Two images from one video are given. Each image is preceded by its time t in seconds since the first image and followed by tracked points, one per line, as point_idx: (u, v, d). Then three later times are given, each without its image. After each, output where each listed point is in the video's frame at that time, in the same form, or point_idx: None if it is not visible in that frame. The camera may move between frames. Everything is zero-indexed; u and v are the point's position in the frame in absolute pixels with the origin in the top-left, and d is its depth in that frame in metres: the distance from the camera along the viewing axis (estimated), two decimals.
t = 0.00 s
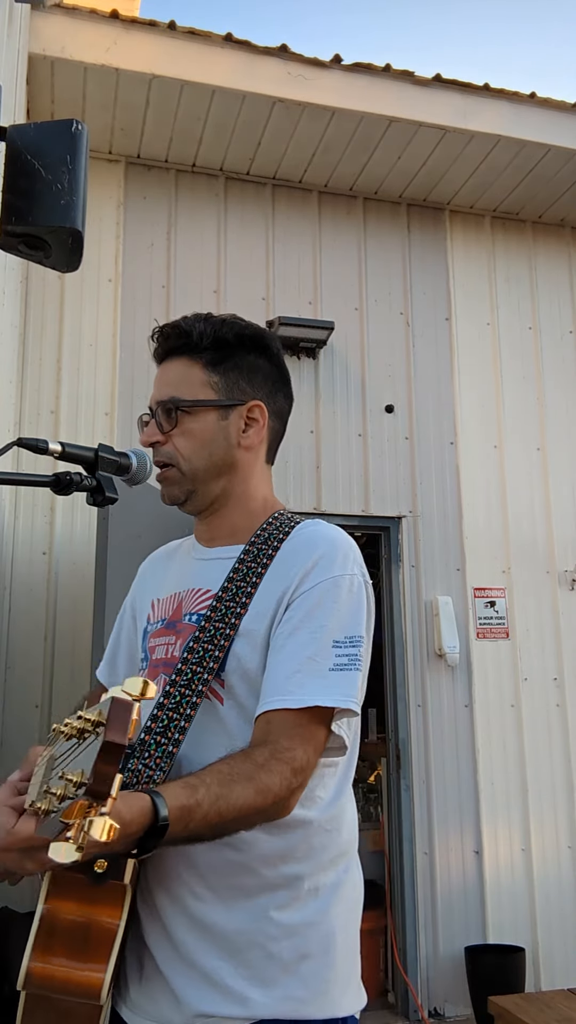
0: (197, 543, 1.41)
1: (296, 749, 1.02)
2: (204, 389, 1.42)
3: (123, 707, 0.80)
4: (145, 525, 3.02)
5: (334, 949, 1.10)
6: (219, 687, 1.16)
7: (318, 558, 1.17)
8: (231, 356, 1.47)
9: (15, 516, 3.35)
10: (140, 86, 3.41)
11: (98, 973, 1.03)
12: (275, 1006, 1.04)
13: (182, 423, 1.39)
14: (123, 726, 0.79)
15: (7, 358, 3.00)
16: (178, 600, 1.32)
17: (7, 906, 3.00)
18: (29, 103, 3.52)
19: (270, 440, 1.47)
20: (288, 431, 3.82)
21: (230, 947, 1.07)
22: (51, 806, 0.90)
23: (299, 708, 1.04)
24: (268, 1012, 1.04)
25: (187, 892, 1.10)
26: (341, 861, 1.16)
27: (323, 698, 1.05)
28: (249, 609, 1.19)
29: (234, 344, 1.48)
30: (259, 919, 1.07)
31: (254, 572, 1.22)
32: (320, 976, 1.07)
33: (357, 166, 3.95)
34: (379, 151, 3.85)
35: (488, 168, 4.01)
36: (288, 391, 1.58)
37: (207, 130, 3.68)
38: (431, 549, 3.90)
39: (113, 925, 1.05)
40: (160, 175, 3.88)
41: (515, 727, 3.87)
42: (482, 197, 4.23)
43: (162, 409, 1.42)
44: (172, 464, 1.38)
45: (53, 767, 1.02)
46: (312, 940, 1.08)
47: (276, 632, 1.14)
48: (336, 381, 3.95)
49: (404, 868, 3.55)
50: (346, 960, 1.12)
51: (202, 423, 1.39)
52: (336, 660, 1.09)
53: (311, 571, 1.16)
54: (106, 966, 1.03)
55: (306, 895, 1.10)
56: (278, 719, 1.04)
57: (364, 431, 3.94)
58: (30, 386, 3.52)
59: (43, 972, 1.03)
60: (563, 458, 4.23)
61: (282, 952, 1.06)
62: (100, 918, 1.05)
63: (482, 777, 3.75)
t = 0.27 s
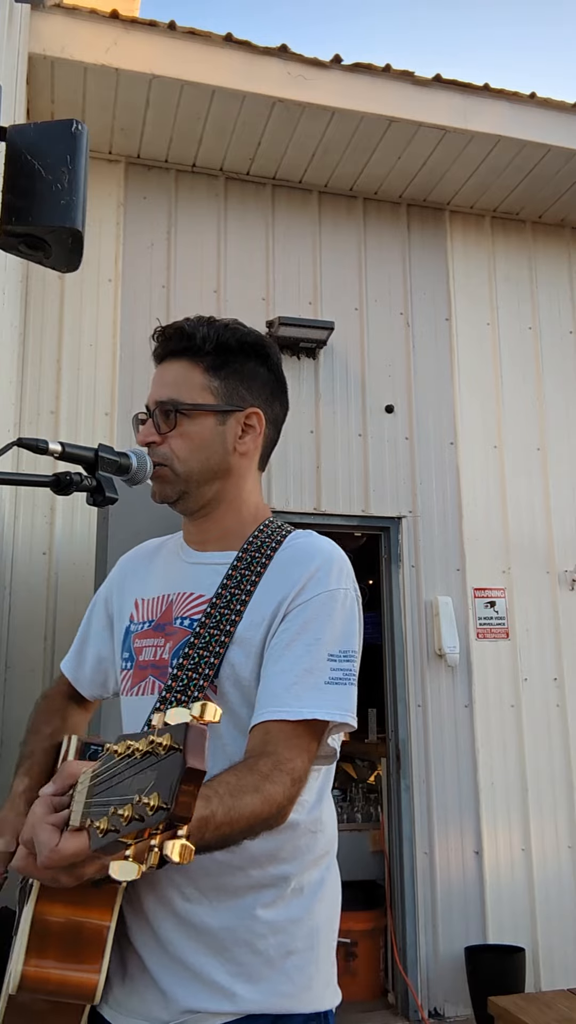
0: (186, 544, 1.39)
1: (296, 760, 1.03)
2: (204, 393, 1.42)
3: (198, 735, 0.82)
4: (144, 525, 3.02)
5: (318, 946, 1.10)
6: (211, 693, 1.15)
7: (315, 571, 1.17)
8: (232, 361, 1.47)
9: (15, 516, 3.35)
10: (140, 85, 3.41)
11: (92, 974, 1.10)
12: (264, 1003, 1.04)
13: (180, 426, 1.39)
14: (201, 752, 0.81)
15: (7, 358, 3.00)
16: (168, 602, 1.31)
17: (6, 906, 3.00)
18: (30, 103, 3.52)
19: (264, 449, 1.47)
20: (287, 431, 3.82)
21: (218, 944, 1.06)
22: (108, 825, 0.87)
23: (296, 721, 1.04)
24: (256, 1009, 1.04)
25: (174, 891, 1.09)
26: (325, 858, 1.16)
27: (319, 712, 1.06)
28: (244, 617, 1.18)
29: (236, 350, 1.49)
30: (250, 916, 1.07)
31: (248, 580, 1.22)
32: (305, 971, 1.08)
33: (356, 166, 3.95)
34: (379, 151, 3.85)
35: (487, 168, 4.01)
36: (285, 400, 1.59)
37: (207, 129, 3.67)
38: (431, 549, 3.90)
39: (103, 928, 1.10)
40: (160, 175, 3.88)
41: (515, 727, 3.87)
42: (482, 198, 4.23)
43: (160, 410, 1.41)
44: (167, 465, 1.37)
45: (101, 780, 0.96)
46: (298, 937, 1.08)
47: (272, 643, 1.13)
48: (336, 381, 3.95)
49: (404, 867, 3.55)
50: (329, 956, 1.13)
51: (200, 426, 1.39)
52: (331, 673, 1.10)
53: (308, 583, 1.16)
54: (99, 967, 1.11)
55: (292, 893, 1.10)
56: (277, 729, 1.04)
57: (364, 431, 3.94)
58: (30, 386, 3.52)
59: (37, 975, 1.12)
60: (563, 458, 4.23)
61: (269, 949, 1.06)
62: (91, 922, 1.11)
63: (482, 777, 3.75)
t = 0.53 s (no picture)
0: (183, 552, 1.39)
1: (286, 778, 1.03)
2: (205, 400, 1.42)
3: (194, 776, 0.79)
4: (143, 526, 3.01)
5: (314, 955, 1.10)
6: (207, 705, 1.16)
7: (313, 584, 1.17)
8: (233, 369, 1.48)
9: (15, 516, 3.35)
10: (140, 85, 3.41)
11: (86, 984, 1.09)
12: (262, 1009, 1.04)
13: (179, 433, 1.39)
14: (195, 792, 0.78)
15: (7, 358, 3.00)
16: (165, 611, 1.30)
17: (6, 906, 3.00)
18: (30, 103, 3.52)
19: (262, 457, 1.47)
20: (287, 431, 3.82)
21: (215, 951, 1.06)
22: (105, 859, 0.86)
23: (289, 737, 1.05)
24: (254, 1015, 1.04)
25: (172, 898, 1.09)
26: (323, 866, 1.16)
27: (311, 729, 1.06)
28: (240, 629, 1.18)
29: (238, 358, 1.49)
30: (249, 920, 1.07)
31: (245, 591, 1.21)
32: (302, 979, 1.08)
33: (356, 166, 3.95)
34: (379, 151, 3.85)
35: (487, 168, 4.00)
36: (285, 410, 1.60)
37: (207, 129, 3.67)
38: (430, 549, 3.90)
39: (98, 939, 1.10)
40: (160, 175, 3.88)
41: (515, 727, 3.87)
42: (482, 197, 4.23)
43: (160, 416, 1.41)
44: (162, 471, 1.37)
45: (99, 811, 0.94)
46: (295, 945, 1.08)
47: (267, 656, 1.14)
48: (336, 381, 3.95)
49: (404, 867, 3.55)
50: (324, 963, 1.13)
51: (199, 433, 1.39)
52: (325, 690, 1.10)
53: (304, 597, 1.16)
54: (93, 978, 1.09)
55: (288, 901, 1.10)
56: (269, 745, 1.04)
57: (364, 431, 3.94)
58: (30, 386, 3.52)
59: (32, 985, 1.11)
60: (563, 457, 4.23)
61: (266, 956, 1.06)
62: (86, 932, 1.10)
63: (482, 778, 3.76)
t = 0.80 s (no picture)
0: (194, 544, 1.41)
1: (284, 757, 1.01)
2: (206, 389, 1.42)
3: (136, 722, 0.86)
4: (144, 526, 3.01)
5: (329, 949, 1.11)
6: (215, 691, 1.16)
7: (317, 567, 1.17)
8: (233, 356, 1.47)
9: (15, 516, 3.35)
10: (140, 86, 3.41)
11: (92, 972, 1.02)
12: (273, 1006, 1.04)
13: (182, 422, 1.39)
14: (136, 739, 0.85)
15: (7, 358, 3.00)
16: (176, 602, 1.31)
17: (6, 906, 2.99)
18: (29, 103, 3.52)
19: (269, 443, 1.47)
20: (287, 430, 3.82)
21: (226, 947, 1.06)
22: (61, 815, 0.93)
23: (291, 717, 1.04)
24: (265, 1012, 1.04)
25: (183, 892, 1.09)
26: (336, 860, 1.17)
27: (313, 709, 1.06)
28: (247, 614, 1.18)
29: (239, 345, 1.49)
30: (258, 917, 1.07)
31: (253, 576, 1.21)
32: (316, 974, 1.08)
33: (356, 166, 3.95)
34: (379, 151, 3.85)
35: (487, 168, 4.00)
36: (291, 397, 1.59)
37: (207, 130, 3.67)
38: (430, 549, 3.90)
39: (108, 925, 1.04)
40: (160, 175, 3.89)
41: (515, 727, 3.87)
42: (482, 198, 4.23)
43: (162, 408, 1.41)
44: (167, 462, 1.38)
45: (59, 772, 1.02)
46: (309, 940, 1.09)
47: (271, 637, 1.14)
48: (336, 381, 3.95)
49: (404, 868, 3.54)
50: (340, 958, 1.13)
51: (201, 422, 1.39)
52: (327, 671, 1.10)
53: (309, 578, 1.16)
54: (100, 965, 1.03)
55: (301, 895, 1.10)
56: (269, 725, 1.03)
57: (364, 431, 3.94)
58: (29, 387, 3.52)
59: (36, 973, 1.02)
60: (563, 457, 4.23)
61: (279, 952, 1.06)
62: (95, 918, 1.04)
63: (482, 777, 3.76)
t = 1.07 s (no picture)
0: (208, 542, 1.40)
1: (283, 742, 1.01)
2: (205, 383, 1.43)
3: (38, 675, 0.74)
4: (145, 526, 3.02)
5: (353, 955, 1.09)
6: (225, 687, 1.16)
7: (320, 552, 1.16)
8: (233, 349, 1.48)
9: (15, 516, 3.35)
10: (139, 86, 3.41)
11: (101, 973, 1.03)
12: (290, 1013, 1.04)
13: (183, 417, 1.40)
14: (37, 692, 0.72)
15: (7, 358, 3.00)
16: (188, 601, 1.32)
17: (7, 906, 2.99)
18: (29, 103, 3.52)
19: (274, 434, 1.45)
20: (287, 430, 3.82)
21: (244, 952, 1.06)
22: None
23: (293, 703, 1.03)
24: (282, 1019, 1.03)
25: (201, 896, 1.09)
26: (359, 863, 1.15)
27: (316, 694, 1.04)
28: (254, 605, 1.19)
29: (238, 338, 1.50)
30: (275, 924, 1.07)
31: (259, 569, 1.22)
32: (338, 981, 1.07)
33: (357, 166, 3.95)
34: (379, 151, 3.85)
35: (487, 168, 4.01)
36: (297, 391, 1.57)
37: (207, 129, 3.67)
38: (430, 549, 3.90)
39: (120, 923, 1.06)
40: (160, 175, 3.89)
41: (515, 727, 3.87)
42: (482, 198, 4.23)
43: (164, 404, 1.43)
44: (171, 458, 1.38)
45: None
46: (329, 946, 1.08)
47: (276, 625, 1.14)
48: (336, 381, 3.95)
49: (405, 868, 3.54)
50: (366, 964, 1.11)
51: (202, 416, 1.40)
52: (331, 655, 1.08)
53: (312, 565, 1.16)
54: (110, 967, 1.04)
55: (321, 900, 1.09)
56: (271, 713, 1.03)
57: (364, 431, 3.94)
58: (29, 387, 3.52)
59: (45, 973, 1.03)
60: (562, 457, 4.23)
61: (298, 958, 1.06)
62: (105, 918, 1.06)
63: (482, 777, 3.75)
